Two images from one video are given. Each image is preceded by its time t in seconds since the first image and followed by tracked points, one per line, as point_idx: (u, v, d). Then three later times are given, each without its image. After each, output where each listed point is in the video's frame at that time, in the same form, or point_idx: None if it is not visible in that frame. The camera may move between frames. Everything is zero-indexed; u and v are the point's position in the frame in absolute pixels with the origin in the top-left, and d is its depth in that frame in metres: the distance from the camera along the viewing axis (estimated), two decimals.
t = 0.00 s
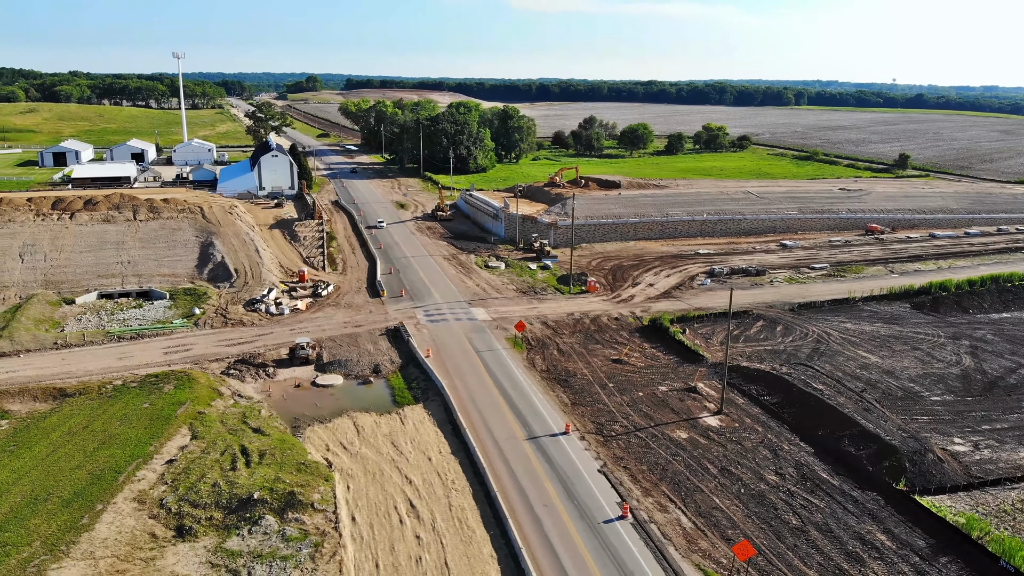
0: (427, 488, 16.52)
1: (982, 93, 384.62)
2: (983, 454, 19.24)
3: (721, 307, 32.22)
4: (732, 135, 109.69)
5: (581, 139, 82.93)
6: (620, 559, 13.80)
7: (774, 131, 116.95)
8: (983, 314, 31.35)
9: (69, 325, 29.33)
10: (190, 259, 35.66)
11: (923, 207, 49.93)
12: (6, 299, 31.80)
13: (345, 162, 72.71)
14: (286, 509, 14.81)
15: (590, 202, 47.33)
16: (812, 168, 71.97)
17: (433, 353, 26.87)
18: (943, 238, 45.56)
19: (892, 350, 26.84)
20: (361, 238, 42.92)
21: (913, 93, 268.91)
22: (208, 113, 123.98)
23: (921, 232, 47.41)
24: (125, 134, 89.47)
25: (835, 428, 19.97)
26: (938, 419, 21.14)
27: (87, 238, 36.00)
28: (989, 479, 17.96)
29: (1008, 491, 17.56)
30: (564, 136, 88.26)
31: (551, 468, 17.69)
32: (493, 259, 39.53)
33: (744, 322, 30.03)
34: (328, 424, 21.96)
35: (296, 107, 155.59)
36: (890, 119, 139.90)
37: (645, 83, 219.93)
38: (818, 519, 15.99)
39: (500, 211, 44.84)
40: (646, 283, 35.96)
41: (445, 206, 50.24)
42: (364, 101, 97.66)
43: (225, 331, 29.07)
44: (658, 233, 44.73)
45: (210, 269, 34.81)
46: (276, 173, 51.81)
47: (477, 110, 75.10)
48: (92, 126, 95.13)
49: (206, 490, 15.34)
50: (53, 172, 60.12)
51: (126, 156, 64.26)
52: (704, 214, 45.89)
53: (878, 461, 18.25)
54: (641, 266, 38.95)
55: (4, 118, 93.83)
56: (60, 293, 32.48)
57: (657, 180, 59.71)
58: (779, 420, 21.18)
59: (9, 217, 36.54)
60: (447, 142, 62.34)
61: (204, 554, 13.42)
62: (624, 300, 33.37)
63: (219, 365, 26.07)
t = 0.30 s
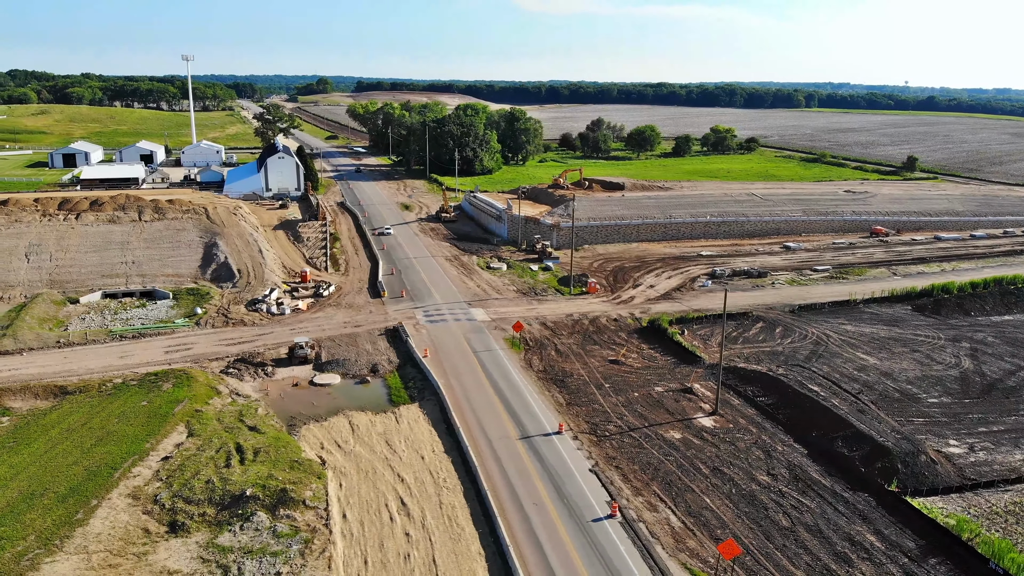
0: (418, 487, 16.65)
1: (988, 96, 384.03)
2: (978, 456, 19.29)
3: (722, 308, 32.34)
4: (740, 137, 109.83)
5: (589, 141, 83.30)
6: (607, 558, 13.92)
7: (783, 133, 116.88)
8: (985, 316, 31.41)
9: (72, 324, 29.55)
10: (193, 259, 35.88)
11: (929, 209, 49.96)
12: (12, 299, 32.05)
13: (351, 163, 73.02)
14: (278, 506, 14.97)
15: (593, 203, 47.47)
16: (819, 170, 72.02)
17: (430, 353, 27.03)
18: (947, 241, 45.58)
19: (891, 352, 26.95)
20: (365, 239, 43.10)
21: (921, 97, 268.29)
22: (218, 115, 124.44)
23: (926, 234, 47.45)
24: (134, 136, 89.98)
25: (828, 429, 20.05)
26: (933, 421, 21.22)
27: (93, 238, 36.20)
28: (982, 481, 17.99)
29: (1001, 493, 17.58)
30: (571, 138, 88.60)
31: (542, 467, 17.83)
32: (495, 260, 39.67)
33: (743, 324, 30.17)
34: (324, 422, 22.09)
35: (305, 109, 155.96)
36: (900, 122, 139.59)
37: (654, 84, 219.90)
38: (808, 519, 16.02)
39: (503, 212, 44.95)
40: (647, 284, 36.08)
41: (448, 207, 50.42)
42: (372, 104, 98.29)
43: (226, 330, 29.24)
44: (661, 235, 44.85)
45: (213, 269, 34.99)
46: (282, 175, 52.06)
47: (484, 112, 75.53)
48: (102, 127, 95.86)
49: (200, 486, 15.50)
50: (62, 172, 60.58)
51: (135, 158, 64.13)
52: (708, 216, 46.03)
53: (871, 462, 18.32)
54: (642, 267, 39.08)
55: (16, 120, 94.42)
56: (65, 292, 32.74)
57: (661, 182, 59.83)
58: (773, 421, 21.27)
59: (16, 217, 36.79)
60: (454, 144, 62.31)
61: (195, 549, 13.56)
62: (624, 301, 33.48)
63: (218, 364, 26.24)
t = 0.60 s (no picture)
0: (411, 486, 16.75)
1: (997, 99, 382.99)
2: (975, 460, 19.28)
3: (724, 309, 32.40)
4: (750, 139, 109.84)
5: (598, 143, 83.09)
6: (596, 558, 14.03)
7: (795, 136, 116.67)
8: (989, 319, 31.40)
9: (77, 323, 29.73)
10: (197, 259, 36.09)
11: (937, 212, 49.95)
12: (18, 298, 32.29)
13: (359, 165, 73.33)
14: (272, 503, 15.11)
15: (598, 205, 47.63)
16: (828, 172, 72.05)
17: (429, 353, 27.15)
18: (955, 244, 45.53)
19: (893, 354, 27.01)
20: (370, 240, 43.27)
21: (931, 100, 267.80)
22: (229, 116, 124.85)
23: (933, 237, 47.43)
24: (145, 137, 90.46)
25: (825, 432, 20.08)
26: (932, 424, 21.25)
27: (99, 238, 36.46)
28: (978, 484, 17.97)
29: (997, 497, 17.55)
30: (580, 140, 88.66)
31: (535, 467, 17.92)
32: (498, 261, 39.76)
33: (744, 326, 30.25)
34: (321, 422, 22.20)
35: (315, 111, 156.32)
36: (911, 124, 139.13)
37: (664, 87, 219.79)
38: (801, 521, 16.03)
39: (507, 214, 45.07)
40: (650, 286, 36.15)
41: (454, 209, 50.59)
42: (381, 107, 98.70)
43: (229, 330, 29.40)
44: (666, 236, 44.91)
45: (218, 269, 35.16)
46: (290, 177, 52.42)
47: (492, 115, 75.79)
48: (115, 129, 96.46)
49: (194, 484, 15.63)
50: (72, 173, 60.96)
51: (145, 159, 64.41)
52: (714, 218, 46.07)
53: (866, 464, 18.33)
54: (646, 269, 39.17)
55: (29, 121, 95.09)
56: (71, 292, 32.95)
57: (668, 184, 59.94)
58: (770, 423, 21.31)
59: (24, 217, 37.23)
60: (461, 145, 62.33)
61: (188, 546, 13.69)
62: (625, 302, 33.57)
63: (220, 364, 26.39)
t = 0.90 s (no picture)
0: (412, 487, 16.81)
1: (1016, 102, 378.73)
2: (984, 467, 19.08)
3: (736, 313, 32.30)
4: (768, 142, 109.39)
5: (615, 146, 82.54)
6: (594, 561, 14.01)
7: (814, 139, 116.02)
8: (1004, 325, 31.09)
9: (91, 323, 30.08)
10: (210, 259, 36.42)
11: (955, 217, 49.51)
12: (34, 298, 32.73)
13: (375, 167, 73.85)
14: (274, 503, 15.22)
15: (611, 208, 47.66)
16: (847, 176, 71.63)
17: (436, 355, 27.25)
18: (972, 248, 45.10)
19: (904, 360, 26.81)
20: (382, 242, 43.51)
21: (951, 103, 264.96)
22: (249, 119, 126.03)
23: (950, 241, 47.02)
24: (166, 140, 91.50)
25: (830, 437, 19.96)
26: (941, 430, 21.07)
27: (115, 239, 36.90)
28: (985, 492, 17.79)
29: (1004, 504, 17.36)
30: (597, 143, 88.80)
31: (537, 469, 17.94)
32: (509, 264, 39.86)
33: (755, 330, 30.16)
34: (326, 422, 22.33)
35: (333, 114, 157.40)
36: (933, 128, 137.75)
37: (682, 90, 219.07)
38: (802, 527, 15.95)
39: (520, 216, 45.17)
40: (661, 290, 36.05)
41: (468, 211, 50.82)
42: (398, 109, 99.34)
43: (240, 330, 29.65)
44: (679, 240, 44.83)
45: (231, 270, 35.47)
46: (306, 179, 52.89)
47: (509, 117, 75.95)
48: (136, 131, 97.66)
49: (198, 482, 15.77)
50: (92, 175, 61.74)
51: (165, 161, 65.17)
52: (728, 222, 45.88)
53: (871, 471, 18.20)
54: (658, 272, 39.12)
55: (53, 123, 96.59)
56: (86, 292, 33.38)
57: (683, 187, 59.81)
58: (776, 427, 21.20)
59: (42, 218, 37.79)
60: (476, 148, 62.41)
61: (190, 543, 13.81)
62: (635, 305, 33.55)
63: (229, 364, 26.61)
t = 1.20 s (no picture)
0: (422, 488, 16.86)
1: None
2: (1004, 477, 18.66)
3: (757, 318, 31.98)
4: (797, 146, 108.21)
5: (640, 149, 82.32)
6: (601, 566, 13.92)
7: (845, 142, 114.52)
8: None
9: (116, 321, 30.60)
10: (234, 260, 36.91)
11: (986, 223, 48.57)
12: (61, 296, 33.41)
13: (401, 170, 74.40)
14: (284, 501, 15.35)
15: (634, 211, 47.46)
16: (876, 180, 70.59)
17: (451, 357, 27.29)
18: (1003, 254, 44.19)
19: (927, 367, 26.32)
20: (405, 245, 43.78)
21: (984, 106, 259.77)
22: (279, 121, 127.61)
23: (981, 247, 46.11)
24: (197, 141, 93.05)
25: (846, 445, 19.65)
26: (962, 439, 20.64)
27: (141, 240, 37.51)
28: (1004, 502, 17.38)
29: None
30: (623, 146, 88.04)
31: (547, 472, 17.89)
32: (529, 266, 39.86)
33: (776, 335, 29.85)
34: (340, 422, 22.49)
35: (362, 117, 158.62)
36: (968, 132, 135.18)
37: (709, 93, 217.41)
38: (814, 535, 15.73)
39: (542, 219, 45.18)
40: (681, 294, 35.82)
41: (490, 214, 50.97)
42: (425, 113, 100.08)
43: (260, 330, 29.98)
44: (702, 243, 44.50)
45: (254, 271, 35.91)
46: (332, 182, 53.47)
47: (535, 121, 76.02)
48: (168, 132, 99.35)
49: (211, 479, 15.97)
50: (123, 176, 62.84)
51: (195, 163, 66.21)
52: (752, 226, 45.44)
53: (886, 480, 17.88)
54: (679, 276, 38.87)
55: (87, 125, 98.68)
56: (111, 291, 33.99)
57: (708, 190, 59.36)
58: (792, 434, 20.93)
59: (71, 219, 38.58)
60: (501, 151, 62.50)
61: (200, 539, 13.99)
62: (655, 309, 33.36)
63: (248, 363, 26.92)
